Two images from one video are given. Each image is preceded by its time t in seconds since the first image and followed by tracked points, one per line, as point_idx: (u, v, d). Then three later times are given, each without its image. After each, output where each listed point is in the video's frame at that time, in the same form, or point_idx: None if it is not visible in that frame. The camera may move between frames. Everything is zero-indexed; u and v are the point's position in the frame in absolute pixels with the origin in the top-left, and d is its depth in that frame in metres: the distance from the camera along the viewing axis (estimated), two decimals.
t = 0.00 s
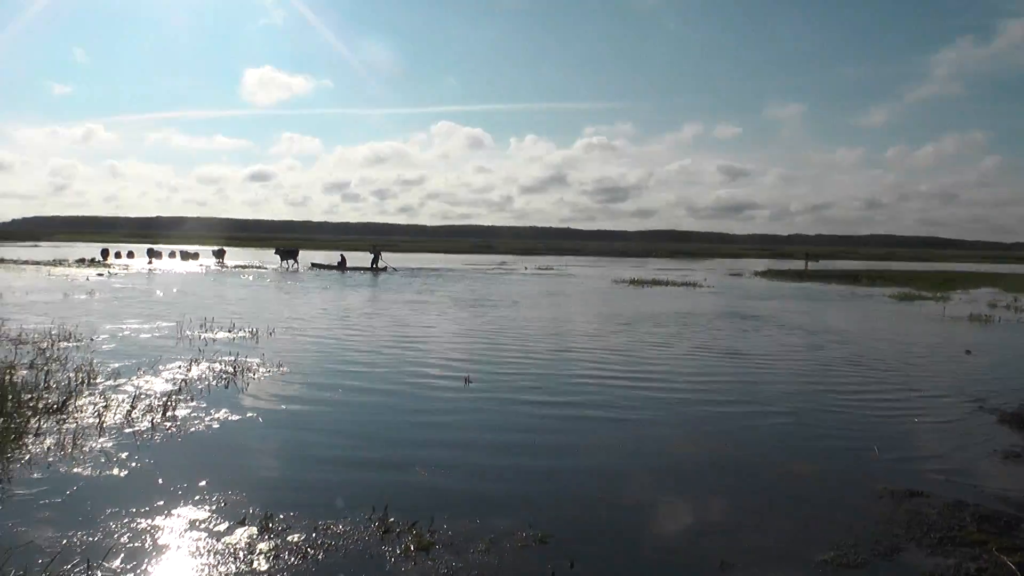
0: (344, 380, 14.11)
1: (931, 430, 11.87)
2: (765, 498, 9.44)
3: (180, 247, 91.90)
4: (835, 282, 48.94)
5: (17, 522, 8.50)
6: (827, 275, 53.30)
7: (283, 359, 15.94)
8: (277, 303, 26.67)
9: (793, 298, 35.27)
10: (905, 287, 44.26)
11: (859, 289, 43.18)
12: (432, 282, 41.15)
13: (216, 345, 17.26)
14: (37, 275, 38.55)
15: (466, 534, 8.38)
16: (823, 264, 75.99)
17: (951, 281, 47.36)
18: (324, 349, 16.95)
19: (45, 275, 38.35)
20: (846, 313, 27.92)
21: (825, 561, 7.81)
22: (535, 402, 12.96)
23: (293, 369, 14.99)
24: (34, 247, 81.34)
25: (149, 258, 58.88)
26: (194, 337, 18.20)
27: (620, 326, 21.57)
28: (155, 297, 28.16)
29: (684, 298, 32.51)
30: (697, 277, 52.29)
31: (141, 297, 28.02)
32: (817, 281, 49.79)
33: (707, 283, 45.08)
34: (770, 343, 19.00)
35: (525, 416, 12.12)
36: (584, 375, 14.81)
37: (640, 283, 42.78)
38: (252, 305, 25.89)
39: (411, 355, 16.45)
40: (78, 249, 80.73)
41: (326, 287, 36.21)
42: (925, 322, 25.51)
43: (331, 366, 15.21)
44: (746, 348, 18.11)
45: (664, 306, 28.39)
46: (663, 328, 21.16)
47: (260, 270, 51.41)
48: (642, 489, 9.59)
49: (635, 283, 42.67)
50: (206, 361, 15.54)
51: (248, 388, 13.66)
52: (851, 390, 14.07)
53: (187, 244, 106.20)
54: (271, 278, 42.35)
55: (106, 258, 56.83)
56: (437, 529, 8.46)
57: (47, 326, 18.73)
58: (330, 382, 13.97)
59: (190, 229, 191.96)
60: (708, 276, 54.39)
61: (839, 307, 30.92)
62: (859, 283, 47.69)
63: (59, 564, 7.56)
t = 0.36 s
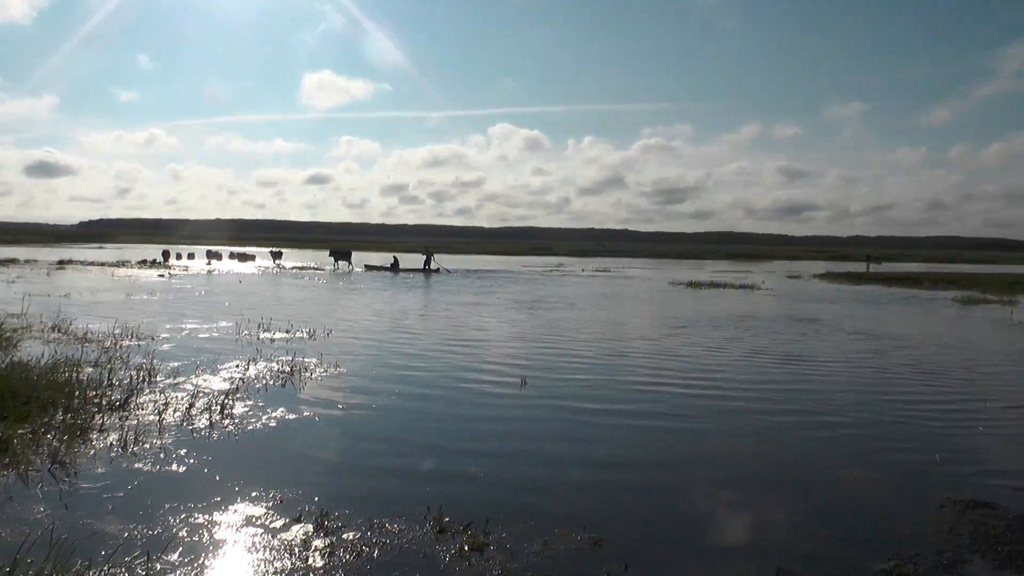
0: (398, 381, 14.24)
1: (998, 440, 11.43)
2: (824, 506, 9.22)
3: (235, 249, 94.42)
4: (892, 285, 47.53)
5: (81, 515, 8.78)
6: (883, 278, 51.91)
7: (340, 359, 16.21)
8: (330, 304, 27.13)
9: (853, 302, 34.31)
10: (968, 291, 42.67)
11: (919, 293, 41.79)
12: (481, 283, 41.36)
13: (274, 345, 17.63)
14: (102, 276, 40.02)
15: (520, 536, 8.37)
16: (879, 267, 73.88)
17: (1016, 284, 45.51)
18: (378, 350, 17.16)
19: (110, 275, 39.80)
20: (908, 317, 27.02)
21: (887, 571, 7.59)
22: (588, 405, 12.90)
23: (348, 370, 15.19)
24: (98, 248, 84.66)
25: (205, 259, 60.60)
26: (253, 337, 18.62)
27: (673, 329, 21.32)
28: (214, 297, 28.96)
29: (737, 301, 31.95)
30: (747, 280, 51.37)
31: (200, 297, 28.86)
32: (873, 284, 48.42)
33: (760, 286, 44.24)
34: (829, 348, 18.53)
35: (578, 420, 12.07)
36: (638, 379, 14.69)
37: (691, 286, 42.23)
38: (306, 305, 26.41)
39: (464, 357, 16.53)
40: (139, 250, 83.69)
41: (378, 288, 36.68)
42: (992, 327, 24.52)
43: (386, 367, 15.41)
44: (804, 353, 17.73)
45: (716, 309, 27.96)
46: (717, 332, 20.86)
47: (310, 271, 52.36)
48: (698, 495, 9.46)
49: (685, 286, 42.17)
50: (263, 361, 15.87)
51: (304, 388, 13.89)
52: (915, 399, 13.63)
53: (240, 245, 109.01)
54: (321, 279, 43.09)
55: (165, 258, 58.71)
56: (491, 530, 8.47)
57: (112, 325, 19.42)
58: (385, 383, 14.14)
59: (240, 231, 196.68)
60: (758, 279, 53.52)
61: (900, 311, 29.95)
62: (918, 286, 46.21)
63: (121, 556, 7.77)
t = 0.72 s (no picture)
0: (451, 382, 14.33)
1: None
2: (883, 514, 8.99)
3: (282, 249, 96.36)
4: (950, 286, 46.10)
5: (141, 509, 8.99)
6: (937, 279, 50.50)
7: (395, 359, 16.42)
8: (380, 304, 27.47)
9: (912, 303, 33.36)
10: None
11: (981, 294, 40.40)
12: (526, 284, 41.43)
13: (329, 345, 17.92)
14: (157, 276, 41.23)
15: (573, 537, 8.33)
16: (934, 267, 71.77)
17: None
18: (431, 350, 17.30)
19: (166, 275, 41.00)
20: (971, 319, 26.14)
21: None
22: (641, 407, 12.81)
23: (401, 370, 15.34)
24: (153, 249, 87.24)
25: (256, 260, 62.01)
26: (309, 337, 18.95)
27: (725, 331, 21.03)
28: (267, 297, 29.60)
29: (790, 303, 31.35)
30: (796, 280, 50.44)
31: (253, 297, 29.52)
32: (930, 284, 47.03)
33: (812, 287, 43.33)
34: (889, 351, 18.05)
35: (631, 422, 11.99)
36: (692, 382, 14.53)
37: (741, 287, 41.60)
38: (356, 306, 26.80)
39: (516, 358, 16.56)
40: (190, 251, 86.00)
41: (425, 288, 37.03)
42: None
43: (439, 367, 15.53)
44: (862, 356, 17.33)
45: (768, 310, 27.47)
46: (770, 334, 20.52)
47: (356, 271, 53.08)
48: (753, 501, 9.32)
49: (733, 287, 41.58)
50: (318, 360, 16.13)
51: (359, 387, 14.07)
52: (979, 405, 13.19)
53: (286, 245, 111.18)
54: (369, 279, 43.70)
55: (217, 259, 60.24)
56: (545, 531, 8.45)
57: (171, 324, 19.99)
58: (438, 383, 14.25)
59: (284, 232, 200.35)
60: (807, 279, 52.54)
61: (963, 313, 29.00)
62: (979, 287, 44.71)
63: (178, 550, 7.94)
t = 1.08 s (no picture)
0: (491, 384, 14.37)
1: None
2: (931, 523, 8.79)
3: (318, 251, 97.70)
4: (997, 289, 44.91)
5: (183, 506, 9.13)
6: (982, 282, 49.28)
7: (436, 360, 16.49)
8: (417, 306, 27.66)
9: (961, 307, 32.56)
10: None
11: None
12: (562, 287, 41.36)
13: (371, 346, 18.10)
14: (198, 278, 42.06)
15: (614, 542, 8.26)
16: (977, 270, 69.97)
17: None
18: (472, 352, 17.37)
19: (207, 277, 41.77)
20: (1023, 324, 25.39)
21: None
22: (683, 411, 12.69)
23: (442, 371, 15.42)
24: (193, 251, 89.15)
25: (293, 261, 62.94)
26: (351, 338, 19.17)
27: (767, 334, 20.77)
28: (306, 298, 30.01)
29: (833, 306, 30.81)
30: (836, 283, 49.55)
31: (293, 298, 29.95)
32: (976, 288, 45.85)
33: (854, 290, 42.55)
34: (939, 357, 17.63)
35: (671, 427, 11.88)
36: (734, 386, 14.36)
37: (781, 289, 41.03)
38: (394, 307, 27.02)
39: (556, 360, 16.55)
40: (230, 253, 87.65)
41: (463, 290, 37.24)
42: None
43: (479, 369, 15.58)
44: (910, 361, 16.96)
45: (809, 313, 27.04)
46: (814, 338, 20.20)
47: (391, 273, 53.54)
48: (797, 508, 9.16)
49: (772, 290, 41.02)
50: (360, 361, 16.30)
51: (400, 388, 14.18)
52: None
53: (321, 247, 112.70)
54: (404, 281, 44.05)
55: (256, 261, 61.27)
56: (585, 535, 8.39)
57: (214, 325, 20.35)
58: (479, 385, 14.28)
59: (316, 233, 202.68)
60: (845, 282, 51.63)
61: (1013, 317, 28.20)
62: None
63: (220, 548, 8.02)
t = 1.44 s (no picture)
0: (522, 383, 14.39)
1: None
2: (967, 527, 8.65)
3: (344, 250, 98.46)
4: None
5: (215, 503, 9.22)
6: (1018, 283, 48.25)
7: (467, 360, 16.54)
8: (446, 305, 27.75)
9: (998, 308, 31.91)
10: None
11: None
12: (590, 286, 41.24)
13: (402, 345, 18.22)
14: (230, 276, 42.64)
15: (645, 543, 8.22)
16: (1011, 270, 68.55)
17: None
18: (502, 352, 17.41)
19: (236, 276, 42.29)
20: None
21: None
22: (716, 413, 12.60)
23: (473, 370, 15.48)
24: (222, 250, 90.44)
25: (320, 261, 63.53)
26: (382, 336, 19.32)
27: (799, 335, 20.56)
28: (336, 297, 30.28)
29: (865, 306, 30.39)
30: (866, 283, 48.85)
31: (323, 297, 30.21)
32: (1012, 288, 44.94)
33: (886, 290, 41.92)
34: (977, 359, 17.30)
35: (701, 428, 11.82)
36: (767, 388, 14.24)
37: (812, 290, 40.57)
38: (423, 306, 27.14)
39: (586, 360, 16.53)
40: (259, 252, 88.76)
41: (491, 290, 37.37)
42: None
43: (509, 369, 15.61)
44: (946, 364, 16.67)
45: (840, 314, 26.70)
46: (848, 339, 19.93)
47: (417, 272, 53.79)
48: (830, 510, 9.07)
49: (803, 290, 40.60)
50: (391, 359, 16.41)
51: (431, 387, 14.26)
52: None
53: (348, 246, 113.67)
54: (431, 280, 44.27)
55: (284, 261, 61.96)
56: (615, 535, 8.36)
57: (246, 323, 20.60)
58: (511, 385, 14.29)
59: (340, 233, 204.17)
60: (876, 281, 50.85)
61: None
62: None
63: (252, 544, 8.10)
